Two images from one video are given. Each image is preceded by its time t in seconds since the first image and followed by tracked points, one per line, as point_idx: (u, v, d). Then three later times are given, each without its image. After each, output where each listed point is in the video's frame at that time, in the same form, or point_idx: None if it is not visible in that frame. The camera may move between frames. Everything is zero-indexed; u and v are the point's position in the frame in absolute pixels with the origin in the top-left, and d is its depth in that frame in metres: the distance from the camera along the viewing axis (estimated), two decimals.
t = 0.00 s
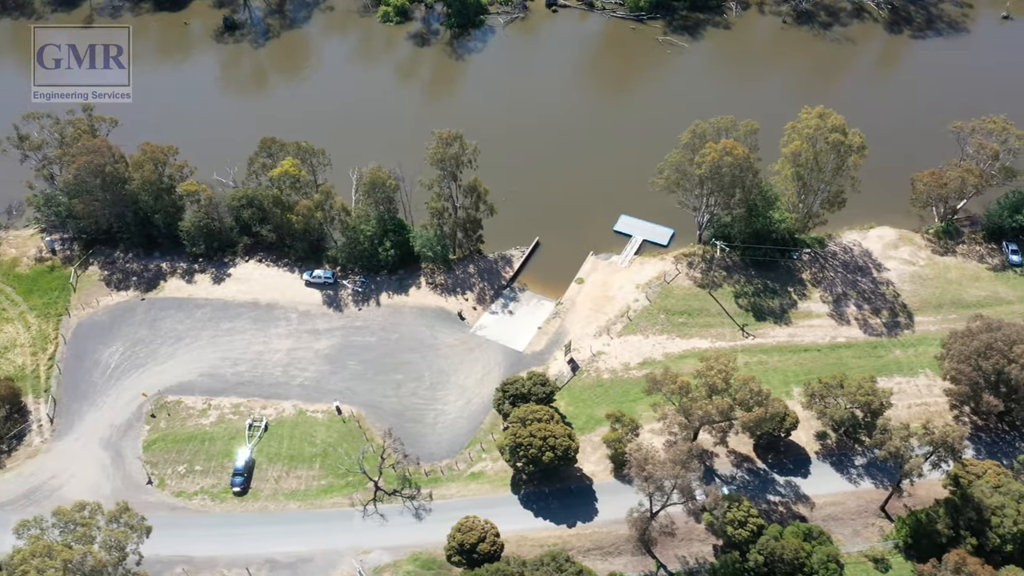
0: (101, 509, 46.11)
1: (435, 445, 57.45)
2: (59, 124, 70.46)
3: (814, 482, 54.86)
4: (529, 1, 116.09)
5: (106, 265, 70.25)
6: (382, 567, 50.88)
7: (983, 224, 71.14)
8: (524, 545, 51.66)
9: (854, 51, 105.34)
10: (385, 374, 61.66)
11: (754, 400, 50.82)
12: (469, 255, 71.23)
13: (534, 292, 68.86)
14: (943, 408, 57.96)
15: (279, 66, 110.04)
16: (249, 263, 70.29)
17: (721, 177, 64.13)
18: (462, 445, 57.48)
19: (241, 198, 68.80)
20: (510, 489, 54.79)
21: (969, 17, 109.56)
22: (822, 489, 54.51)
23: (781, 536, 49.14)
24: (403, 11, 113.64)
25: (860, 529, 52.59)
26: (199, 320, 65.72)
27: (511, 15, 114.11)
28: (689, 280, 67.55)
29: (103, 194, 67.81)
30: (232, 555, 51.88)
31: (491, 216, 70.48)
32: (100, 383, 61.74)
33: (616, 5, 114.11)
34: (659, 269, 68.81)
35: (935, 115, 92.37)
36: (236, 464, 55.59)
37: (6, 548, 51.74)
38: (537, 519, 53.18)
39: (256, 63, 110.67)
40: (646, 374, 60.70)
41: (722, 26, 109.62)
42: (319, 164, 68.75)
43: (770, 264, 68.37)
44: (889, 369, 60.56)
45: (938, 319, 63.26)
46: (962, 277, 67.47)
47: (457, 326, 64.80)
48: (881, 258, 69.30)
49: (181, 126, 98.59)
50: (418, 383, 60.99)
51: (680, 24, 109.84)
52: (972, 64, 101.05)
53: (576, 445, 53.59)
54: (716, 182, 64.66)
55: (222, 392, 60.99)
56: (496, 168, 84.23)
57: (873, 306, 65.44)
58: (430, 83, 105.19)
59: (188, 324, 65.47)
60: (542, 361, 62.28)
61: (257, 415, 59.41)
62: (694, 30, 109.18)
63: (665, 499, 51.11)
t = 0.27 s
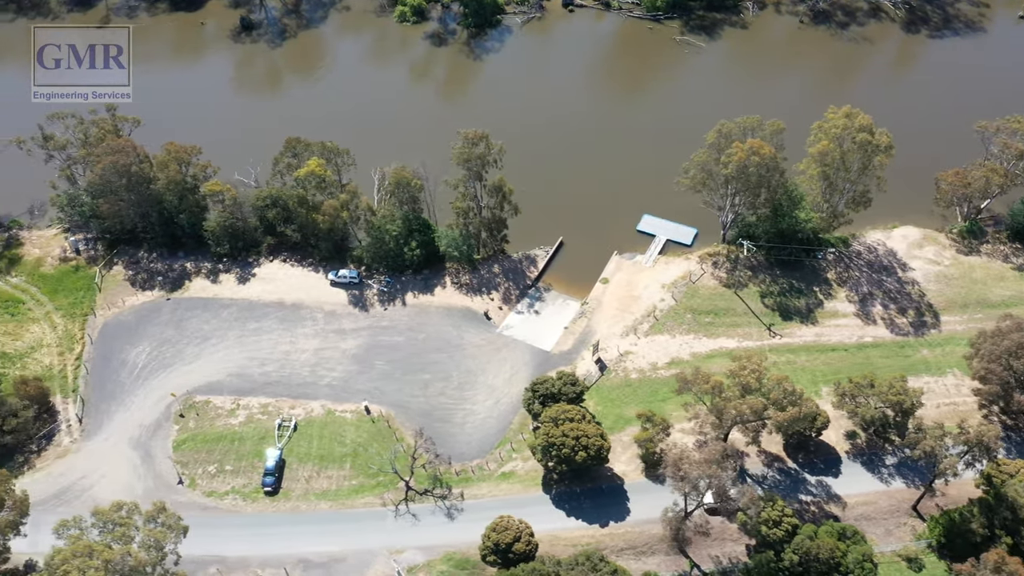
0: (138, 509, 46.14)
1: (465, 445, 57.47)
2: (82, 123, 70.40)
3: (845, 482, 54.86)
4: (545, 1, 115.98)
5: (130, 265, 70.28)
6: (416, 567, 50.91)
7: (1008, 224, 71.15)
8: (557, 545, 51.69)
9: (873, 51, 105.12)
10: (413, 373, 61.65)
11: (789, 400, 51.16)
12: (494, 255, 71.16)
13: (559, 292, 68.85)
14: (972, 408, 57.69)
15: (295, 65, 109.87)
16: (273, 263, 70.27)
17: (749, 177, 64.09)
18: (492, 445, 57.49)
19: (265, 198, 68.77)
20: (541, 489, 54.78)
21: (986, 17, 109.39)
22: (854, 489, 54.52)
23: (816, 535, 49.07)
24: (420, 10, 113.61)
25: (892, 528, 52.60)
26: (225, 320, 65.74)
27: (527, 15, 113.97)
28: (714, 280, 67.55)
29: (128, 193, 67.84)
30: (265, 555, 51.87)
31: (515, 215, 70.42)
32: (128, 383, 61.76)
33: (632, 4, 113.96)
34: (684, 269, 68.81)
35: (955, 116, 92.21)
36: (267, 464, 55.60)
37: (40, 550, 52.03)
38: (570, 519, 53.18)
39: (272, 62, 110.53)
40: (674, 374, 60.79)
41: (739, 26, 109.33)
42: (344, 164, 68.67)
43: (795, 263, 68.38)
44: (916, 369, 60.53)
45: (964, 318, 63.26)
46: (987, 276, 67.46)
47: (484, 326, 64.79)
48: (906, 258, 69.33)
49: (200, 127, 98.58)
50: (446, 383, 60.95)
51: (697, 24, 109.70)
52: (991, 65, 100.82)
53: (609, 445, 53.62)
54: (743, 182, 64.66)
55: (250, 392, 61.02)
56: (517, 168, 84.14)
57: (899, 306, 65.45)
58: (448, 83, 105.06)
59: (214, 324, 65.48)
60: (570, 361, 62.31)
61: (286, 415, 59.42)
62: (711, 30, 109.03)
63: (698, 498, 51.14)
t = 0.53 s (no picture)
0: (181, 509, 46.21)
1: (499, 445, 57.49)
2: (109, 123, 70.31)
3: (880, 482, 54.85)
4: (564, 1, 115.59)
5: (157, 265, 70.31)
6: (455, 567, 50.98)
7: None
8: (594, 545, 51.73)
9: (894, 50, 104.80)
10: (443, 373, 61.66)
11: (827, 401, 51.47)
12: (521, 255, 71.10)
13: (588, 293, 68.81)
14: (1005, 408, 57.48)
15: (314, 66, 109.68)
16: (300, 263, 70.28)
17: (779, 178, 64.07)
18: (526, 445, 57.52)
19: (292, 198, 68.74)
20: (576, 489, 54.78)
21: (1007, 16, 109.00)
22: (889, 489, 54.50)
23: (855, 535, 48.96)
24: (439, 10, 113.49)
25: (928, 528, 52.61)
26: (254, 320, 65.72)
27: (546, 15, 113.58)
28: (743, 280, 67.55)
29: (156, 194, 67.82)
30: (303, 555, 51.89)
31: (543, 215, 70.41)
32: (159, 383, 61.78)
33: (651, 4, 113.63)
34: (712, 268, 68.80)
35: (978, 116, 91.97)
36: (301, 464, 55.61)
37: (78, 551, 52.25)
38: (606, 519, 53.22)
39: (290, 62, 110.36)
40: (705, 373, 60.79)
41: (758, 26, 108.98)
42: (372, 164, 68.51)
43: (823, 263, 68.36)
44: (948, 369, 60.46)
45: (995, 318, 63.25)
46: (1016, 276, 67.42)
47: (513, 327, 64.79)
48: (934, 258, 69.33)
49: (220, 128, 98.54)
50: (477, 383, 60.99)
51: (716, 24, 109.40)
52: (1013, 65, 100.45)
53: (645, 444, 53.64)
54: (773, 182, 64.67)
55: (281, 392, 61.00)
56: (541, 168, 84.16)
57: (928, 306, 65.43)
58: (467, 83, 104.90)
59: (244, 324, 65.48)
60: (601, 361, 62.32)
61: (319, 415, 59.42)
62: (730, 30, 108.74)
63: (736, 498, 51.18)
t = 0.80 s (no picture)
0: (223, 508, 46.22)
1: (532, 445, 57.50)
2: (135, 122, 70.23)
3: (915, 482, 54.86)
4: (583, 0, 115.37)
5: (185, 265, 70.31)
6: (492, 566, 50.96)
7: None
8: (631, 545, 51.74)
9: (914, 50, 104.59)
10: (474, 373, 61.68)
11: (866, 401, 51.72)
12: (549, 255, 71.02)
13: (616, 292, 68.76)
14: None
15: (333, 66, 109.56)
16: (328, 263, 70.28)
17: (809, 178, 64.03)
18: (559, 445, 57.52)
19: (320, 198, 68.70)
20: (611, 489, 54.80)
21: None
22: (924, 489, 54.49)
23: (894, 535, 48.85)
24: (457, 10, 113.33)
25: (964, 528, 52.59)
26: (284, 320, 65.72)
27: (566, 15, 113.38)
28: (771, 279, 67.58)
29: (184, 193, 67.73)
30: (340, 555, 51.91)
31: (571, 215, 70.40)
32: (190, 383, 61.77)
33: (670, 4, 113.38)
34: (741, 268, 68.78)
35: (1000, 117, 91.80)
36: (336, 464, 55.60)
37: (114, 551, 52.33)
38: (642, 519, 53.23)
39: (309, 63, 110.25)
40: (736, 373, 60.79)
41: (778, 26, 108.76)
42: (400, 164, 68.34)
43: (851, 263, 68.35)
44: (979, 369, 60.26)
45: None
46: None
47: (543, 327, 64.80)
48: (961, 258, 69.35)
49: (241, 128, 98.49)
50: (509, 383, 61.03)
51: (735, 23, 109.18)
52: None
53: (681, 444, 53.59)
54: (802, 182, 64.66)
55: (313, 392, 60.99)
56: (565, 168, 84.21)
57: (958, 306, 65.38)
58: (488, 84, 104.82)
59: (273, 324, 65.46)
60: (631, 361, 62.32)
61: (351, 415, 59.43)
62: (750, 30, 108.55)
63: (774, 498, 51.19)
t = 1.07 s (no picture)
0: (260, 508, 46.12)
1: (563, 445, 57.50)
2: (160, 122, 70.30)
3: (947, 481, 54.88)
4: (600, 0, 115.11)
5: (209, 265, 70.33)
6: (526, 567, 50.97)
7: None
8: (665, 544, 51.75)
9: (932, 51, 104.51)
10: (503, 373, 61.70)
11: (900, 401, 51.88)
12: (574, 255, 71.06)
13: (642, 292, 68.76)
14: None
15: (350, 66, 109.39)
16: (353, 263, 70.31)
17: (836, 177, 64.04)
18: (589, 445, 57.50)
19: (345, 198, 68.72)
20: (643, 489, 54.82)
21: None
22: (956, 488, 54.48)
23: (929, 534, 48.66)
24: (474, 10, 113.29)
25: (997, 527, 52.45)
26: (311, 320, 65.74)
27: (584, 15, 113.14)
28: (797, 279, 67.63)
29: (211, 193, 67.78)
30: (373, 556, 51.91)
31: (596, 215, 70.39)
32: (219, 383, 61.85)
33: (687, 3, 113.21)
34: (766, 268, 68.81)
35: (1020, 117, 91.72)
36: (367, 464, 55.61)
37: (147, 551, 52.31)
38: (675, 519, 53.24)
39: (326, 63, 110.18)
40: (765, 373, 60.83)
41: (795, 26, 108.67)
42: (425, 164, 68.30)
43: (877, 262, 68.33)
44: (1008, 368, 59.80)
45: None
46: None
47: (570, 326, 64.82)
48: (987, 257, 69.39)
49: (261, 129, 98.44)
50: (538, 383, 61.05)
51: (753, 23, 109.02)
52: None
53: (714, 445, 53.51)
54: (829, 182, 64.67)
55: (341, 392, 61.03)
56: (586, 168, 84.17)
57: (985, 305, 65.33)
58: (506, 84, 104.72)
59: (300, 324, 65.51)
60: (660, 361, 62.32)
61: (381, 415, 59.45)
62: (768, 30, 108.42)
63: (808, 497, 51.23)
